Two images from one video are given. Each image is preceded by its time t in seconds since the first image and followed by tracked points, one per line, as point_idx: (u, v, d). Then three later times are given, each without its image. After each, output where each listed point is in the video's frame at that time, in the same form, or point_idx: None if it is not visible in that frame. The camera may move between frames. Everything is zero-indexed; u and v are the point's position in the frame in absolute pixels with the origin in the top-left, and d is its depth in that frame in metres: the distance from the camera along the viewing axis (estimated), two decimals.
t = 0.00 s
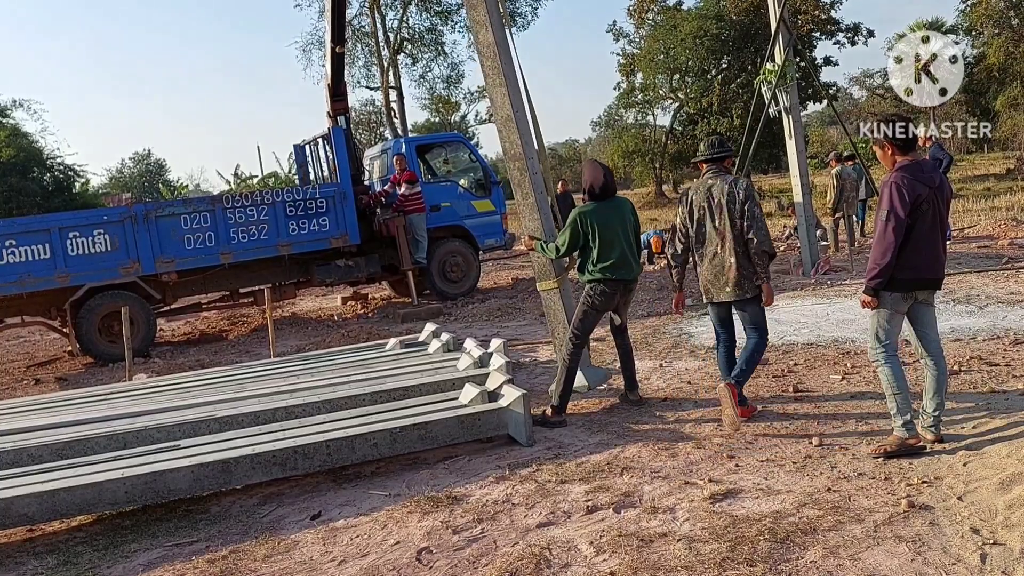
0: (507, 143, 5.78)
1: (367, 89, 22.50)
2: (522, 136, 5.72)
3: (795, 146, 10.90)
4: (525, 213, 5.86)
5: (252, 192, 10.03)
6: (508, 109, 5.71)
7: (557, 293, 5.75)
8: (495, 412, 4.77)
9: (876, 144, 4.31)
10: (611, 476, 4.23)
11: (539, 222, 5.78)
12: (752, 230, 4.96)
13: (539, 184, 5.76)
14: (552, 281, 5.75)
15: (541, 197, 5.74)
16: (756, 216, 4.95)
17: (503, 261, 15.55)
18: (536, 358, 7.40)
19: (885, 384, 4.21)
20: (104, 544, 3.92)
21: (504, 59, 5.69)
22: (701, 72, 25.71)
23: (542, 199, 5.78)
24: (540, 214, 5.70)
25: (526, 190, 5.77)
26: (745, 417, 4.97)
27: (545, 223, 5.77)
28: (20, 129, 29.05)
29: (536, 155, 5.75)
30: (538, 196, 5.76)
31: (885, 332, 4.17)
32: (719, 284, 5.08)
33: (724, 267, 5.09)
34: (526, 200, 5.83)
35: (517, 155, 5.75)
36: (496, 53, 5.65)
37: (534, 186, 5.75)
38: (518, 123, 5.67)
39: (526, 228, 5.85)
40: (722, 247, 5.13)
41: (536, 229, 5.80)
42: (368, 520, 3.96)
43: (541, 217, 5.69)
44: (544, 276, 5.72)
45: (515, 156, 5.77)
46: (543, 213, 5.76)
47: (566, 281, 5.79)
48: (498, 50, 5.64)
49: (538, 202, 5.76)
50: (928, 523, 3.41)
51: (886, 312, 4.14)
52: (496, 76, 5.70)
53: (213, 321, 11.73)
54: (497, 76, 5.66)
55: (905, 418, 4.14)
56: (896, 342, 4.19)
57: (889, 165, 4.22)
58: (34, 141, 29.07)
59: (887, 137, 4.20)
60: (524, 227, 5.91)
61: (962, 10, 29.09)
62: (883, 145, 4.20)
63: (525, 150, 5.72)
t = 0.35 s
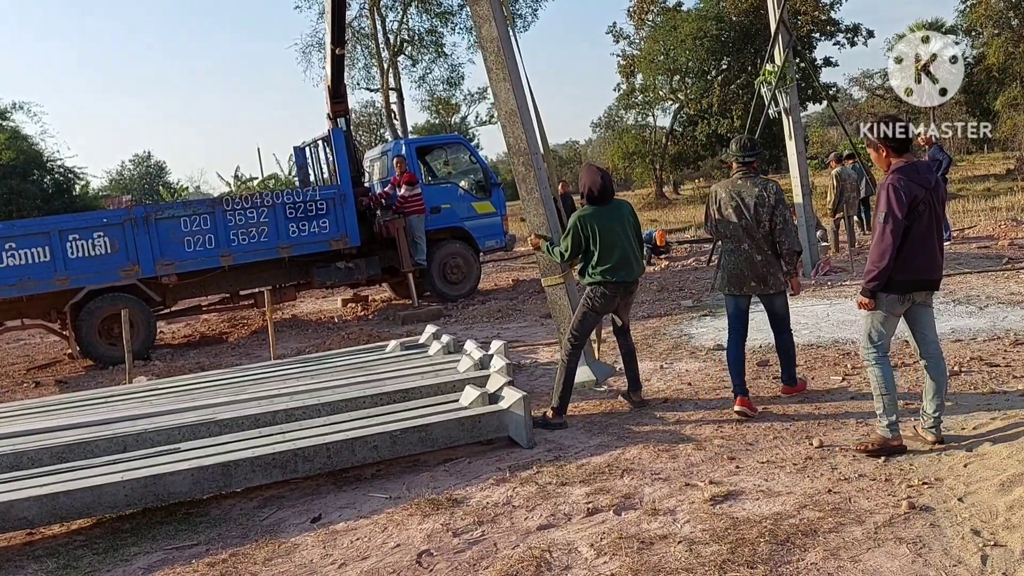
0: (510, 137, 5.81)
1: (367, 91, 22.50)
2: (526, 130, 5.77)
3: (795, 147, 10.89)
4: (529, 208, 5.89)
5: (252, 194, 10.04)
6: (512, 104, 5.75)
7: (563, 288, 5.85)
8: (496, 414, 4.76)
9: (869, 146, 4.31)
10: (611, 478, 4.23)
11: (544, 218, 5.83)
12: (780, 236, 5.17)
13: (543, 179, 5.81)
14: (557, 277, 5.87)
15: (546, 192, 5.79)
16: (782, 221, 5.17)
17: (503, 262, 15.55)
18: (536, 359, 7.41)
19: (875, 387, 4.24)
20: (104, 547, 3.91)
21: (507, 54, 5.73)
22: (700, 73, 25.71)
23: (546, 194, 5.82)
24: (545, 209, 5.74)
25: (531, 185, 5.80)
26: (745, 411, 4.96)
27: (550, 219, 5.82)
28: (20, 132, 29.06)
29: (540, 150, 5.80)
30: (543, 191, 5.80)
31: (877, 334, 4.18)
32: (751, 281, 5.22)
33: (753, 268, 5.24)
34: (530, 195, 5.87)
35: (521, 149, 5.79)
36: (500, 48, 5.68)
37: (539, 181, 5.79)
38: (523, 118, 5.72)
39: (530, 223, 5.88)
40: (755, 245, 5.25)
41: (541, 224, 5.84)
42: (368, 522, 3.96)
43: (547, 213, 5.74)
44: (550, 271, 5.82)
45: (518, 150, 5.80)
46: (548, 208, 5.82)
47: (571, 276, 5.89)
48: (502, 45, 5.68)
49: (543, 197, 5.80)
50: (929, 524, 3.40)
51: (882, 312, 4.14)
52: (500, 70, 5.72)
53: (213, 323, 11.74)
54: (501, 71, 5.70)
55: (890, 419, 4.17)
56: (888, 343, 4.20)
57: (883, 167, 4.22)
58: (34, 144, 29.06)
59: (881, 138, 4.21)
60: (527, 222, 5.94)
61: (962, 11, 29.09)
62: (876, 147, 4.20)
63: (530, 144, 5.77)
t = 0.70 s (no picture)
0: (510, 134, 5.86)
1: (368, 93, 22.52)
2: (525, 126, 5.79)
3: (795, 149, 10.90)
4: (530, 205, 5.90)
5: (253, 196, 10.04)
6: (512, 101, 5.77)
7: (562, 285, 5.87)
8: (497, 417, 4.76)
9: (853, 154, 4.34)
10: (612, 481, 4.23)
11: (544, 215, 5.82)
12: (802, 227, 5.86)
13: (543, 177, 5.82)
14: (556, 275, 5.88)
15: (546, 188, 5.79)
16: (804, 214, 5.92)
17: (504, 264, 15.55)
18: (537, 362, 7.41)
19: (863, 393, 4.28)
20: (104, 551, 3.91)
21: (506, 51, 5.76)
22: (701, 75, 25.72)
23: (546, 192, 5.82)
24: (545, 205, 5.73)
25: (531, 181, 5.82)
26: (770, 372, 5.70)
27: (550, 216, 5.81)
28: (21, 134, 29.09)
29: (539, 146, 5.81)
30: (543, 187, 5.81)
31: (871, 344, 4.21)
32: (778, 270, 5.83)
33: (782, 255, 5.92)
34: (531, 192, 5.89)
35: (521, 146, 5.81)
36: (500, 45, 5.71)
37: (538, 177, 5.79)
38: (522, 113, 5.73)
39: (529, 220, 5.88)
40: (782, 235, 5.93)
41: (541, 221, 5.82)
42: (369, 526, 3.96)
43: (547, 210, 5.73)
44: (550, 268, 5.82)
45: (519, 147, 5.83)
46: (548, 205, 5.80)
47: (570, 274, 5.91)
48: (501, 42, 5.71)
49: (543, 194, 5.80)
50: (931, 527, 3.39)
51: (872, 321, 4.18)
52: (499, 67, 5.74)
53: (214, 325, 11.74)
54: (500, 67, 5.71)
55: (868, 425, 4.25)
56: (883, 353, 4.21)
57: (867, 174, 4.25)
58: (35, 146, 29.08)
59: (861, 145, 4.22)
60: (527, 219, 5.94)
61: (962, 13, 29.09)
62: (857, 154, 4.23)
63: (530, 141, 5.79)
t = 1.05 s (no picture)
0: (504, 132, 5.87)
1: (368, 96, 22.55)
2: (518, 124, 5.78)
3: (794, 152, 10.90)
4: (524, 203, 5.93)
5: (252, 200, 10.04)
6: (504, 98, 5.79)
7: (556, 283, 5.82)
8: (496, 421, 4.75)
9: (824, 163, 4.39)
10: (612, 485, 4.21)
11: (538, 212, 5.82)
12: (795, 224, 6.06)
13: (537, 174, 5.82)
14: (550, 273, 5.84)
15: (540, 186, 5.80)
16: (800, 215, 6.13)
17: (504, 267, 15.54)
18: (537, 365, 7.40)
19: (854, 399, 4.29)
20: (102, 556, 3.90)
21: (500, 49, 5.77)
22: (700, 78, 25.73)
23: (540, 189, 5.83)
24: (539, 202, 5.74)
25: (524, 179, 5.84)
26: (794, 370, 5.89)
27: (544, 212, 5.81)
28: (21, 138, 29.11)
29: (533, 144, 5.81)
30: (537, 185, 5.82)
31: (857, 350, 4.23)
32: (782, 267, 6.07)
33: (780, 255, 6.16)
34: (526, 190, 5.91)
35: (514, 144, 5.83)
36: (493, 42, 5.73)
37: (532, 175, 5.81)
38: (515, 111, 5.74)
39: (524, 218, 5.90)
40: (779, 236, 6.18)
41: (535, 218, 5.83)
42: (368, 530, 3.94)
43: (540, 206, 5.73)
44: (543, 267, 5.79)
45: (512, 145, 5.85)
46: (541, 202, 5.81)
47: (564, 273, 5.86)
48: (494, 40, 5.73)
49: (536, 192, 5.82)
50: (932, 532, 3.38)
51: (844, 327, 4.25)
52: (493, 65, 5.77)
53: (213, 329, 11.74)
54: (493, 65, 5.73)
55: (866, 430, 4.25)
56: (870, 357, 4.24)
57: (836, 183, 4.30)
58: (35, 150, 29.07)
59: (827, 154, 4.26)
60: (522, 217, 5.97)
61: (961, 15, 29.12)
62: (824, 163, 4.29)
63: (522, 139, 5.79)
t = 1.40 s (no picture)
0: (496, 129, 5.86)
1: (366, 99, 22.55)
2: (510, 121, 5.79)
3: (793, 153, 10.90)
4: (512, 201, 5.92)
5: (250, 203, 10.04)
6: (497, 96, 5.80)
7: (546, 282, 5.85)
8: (495, 423, 4.74)
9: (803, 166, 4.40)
10: (611, 487, 4.21)
11: (528, 210, 5.84)
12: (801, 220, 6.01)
13: (528, 171, 5.82)
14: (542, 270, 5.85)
15: (531, 183, 5.81)
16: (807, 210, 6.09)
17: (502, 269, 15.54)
18: (535, 368, 7.39)
19: (850, 402, 4.28)
20: (100, 560, 3.89)
21: (492, 48, 5.82)
22: (699, 79, 25.72)
23: (530, 186, 5.84)
24: (530, 199, 5.76)
25: (516, 176, 5.81)
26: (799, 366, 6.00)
27: (534, 209, 5.84)
28: (20, 142, 29.10)
29: (523, 141, 5.83)
30: (528, 182, 5.83)
31: (850, 352, 4.24)
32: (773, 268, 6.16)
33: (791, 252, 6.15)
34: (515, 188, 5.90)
35: (505, 141, 5.82)
36: (486, 40, 5.77)
37: (522, 173, 5.80)
38: (507, 108, 5.76)
39: (512, 216, 5.88)
40: (788, 232, 6.16)
41: (525, 215, 5.84)
42: (366, 534, 3.94)
43: (531, 203, 5.75)
44: (534, 265, 5.80)
45: (502, 142, 5.84)
46: (531, 200, 5.83)
47: (554, 270, 5.88)
48: (487, 38, 5.77)
49: (527, 189, 5.82)
50: (930, 532, 3.38)
51: (833, 331, 4.27)
52: (485, 63, 5.80)
53: (212, 332, 11.73)
54: (486, 63, 5.76)
55: (864, 432, 4.24)
56: (864, 358, 4.24)
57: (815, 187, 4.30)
58: (33, 153, 29.05)
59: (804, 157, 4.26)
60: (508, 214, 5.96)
61: (959, 16, 29.15)
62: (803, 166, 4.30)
63: (513, 136, 5.79)
